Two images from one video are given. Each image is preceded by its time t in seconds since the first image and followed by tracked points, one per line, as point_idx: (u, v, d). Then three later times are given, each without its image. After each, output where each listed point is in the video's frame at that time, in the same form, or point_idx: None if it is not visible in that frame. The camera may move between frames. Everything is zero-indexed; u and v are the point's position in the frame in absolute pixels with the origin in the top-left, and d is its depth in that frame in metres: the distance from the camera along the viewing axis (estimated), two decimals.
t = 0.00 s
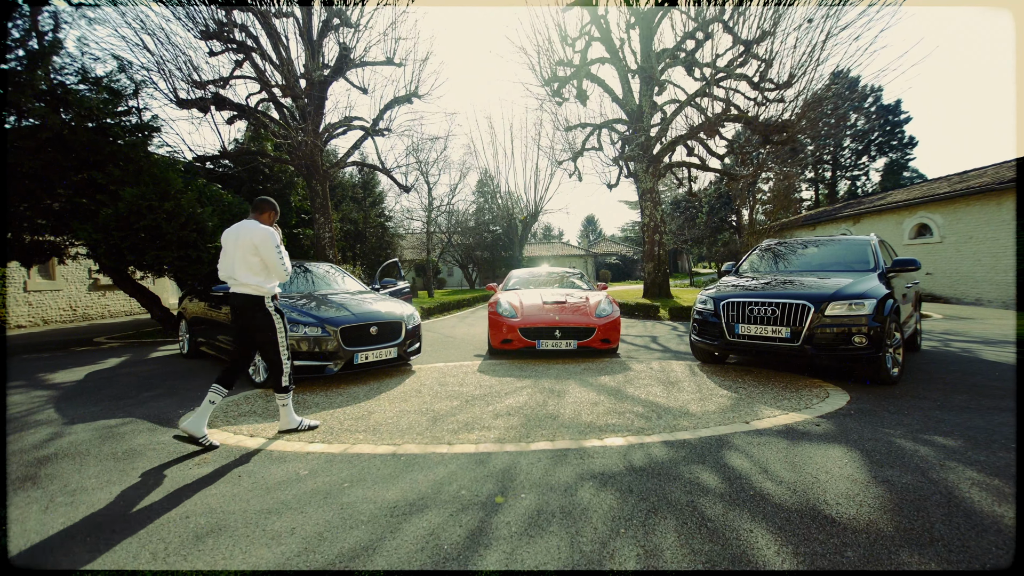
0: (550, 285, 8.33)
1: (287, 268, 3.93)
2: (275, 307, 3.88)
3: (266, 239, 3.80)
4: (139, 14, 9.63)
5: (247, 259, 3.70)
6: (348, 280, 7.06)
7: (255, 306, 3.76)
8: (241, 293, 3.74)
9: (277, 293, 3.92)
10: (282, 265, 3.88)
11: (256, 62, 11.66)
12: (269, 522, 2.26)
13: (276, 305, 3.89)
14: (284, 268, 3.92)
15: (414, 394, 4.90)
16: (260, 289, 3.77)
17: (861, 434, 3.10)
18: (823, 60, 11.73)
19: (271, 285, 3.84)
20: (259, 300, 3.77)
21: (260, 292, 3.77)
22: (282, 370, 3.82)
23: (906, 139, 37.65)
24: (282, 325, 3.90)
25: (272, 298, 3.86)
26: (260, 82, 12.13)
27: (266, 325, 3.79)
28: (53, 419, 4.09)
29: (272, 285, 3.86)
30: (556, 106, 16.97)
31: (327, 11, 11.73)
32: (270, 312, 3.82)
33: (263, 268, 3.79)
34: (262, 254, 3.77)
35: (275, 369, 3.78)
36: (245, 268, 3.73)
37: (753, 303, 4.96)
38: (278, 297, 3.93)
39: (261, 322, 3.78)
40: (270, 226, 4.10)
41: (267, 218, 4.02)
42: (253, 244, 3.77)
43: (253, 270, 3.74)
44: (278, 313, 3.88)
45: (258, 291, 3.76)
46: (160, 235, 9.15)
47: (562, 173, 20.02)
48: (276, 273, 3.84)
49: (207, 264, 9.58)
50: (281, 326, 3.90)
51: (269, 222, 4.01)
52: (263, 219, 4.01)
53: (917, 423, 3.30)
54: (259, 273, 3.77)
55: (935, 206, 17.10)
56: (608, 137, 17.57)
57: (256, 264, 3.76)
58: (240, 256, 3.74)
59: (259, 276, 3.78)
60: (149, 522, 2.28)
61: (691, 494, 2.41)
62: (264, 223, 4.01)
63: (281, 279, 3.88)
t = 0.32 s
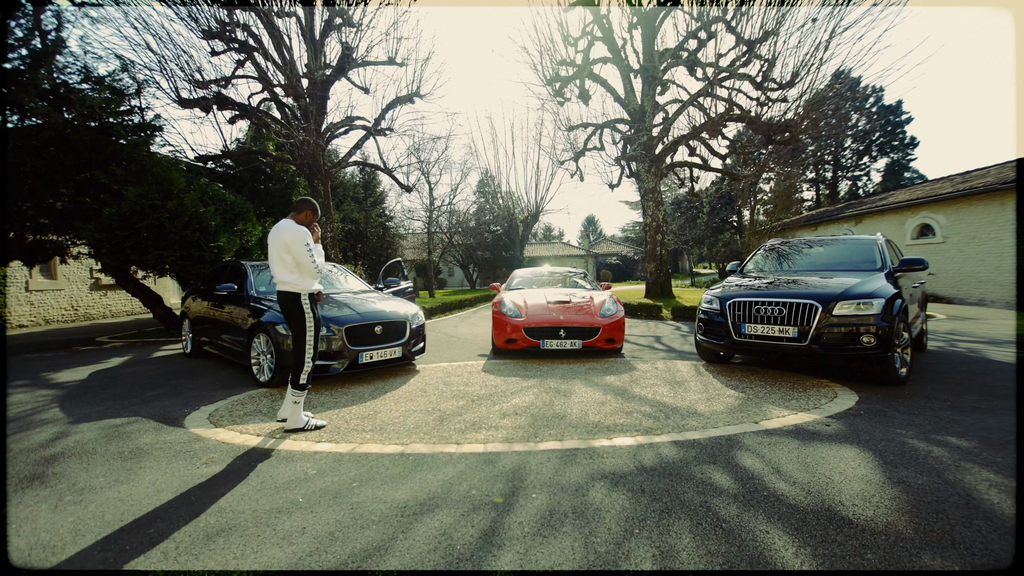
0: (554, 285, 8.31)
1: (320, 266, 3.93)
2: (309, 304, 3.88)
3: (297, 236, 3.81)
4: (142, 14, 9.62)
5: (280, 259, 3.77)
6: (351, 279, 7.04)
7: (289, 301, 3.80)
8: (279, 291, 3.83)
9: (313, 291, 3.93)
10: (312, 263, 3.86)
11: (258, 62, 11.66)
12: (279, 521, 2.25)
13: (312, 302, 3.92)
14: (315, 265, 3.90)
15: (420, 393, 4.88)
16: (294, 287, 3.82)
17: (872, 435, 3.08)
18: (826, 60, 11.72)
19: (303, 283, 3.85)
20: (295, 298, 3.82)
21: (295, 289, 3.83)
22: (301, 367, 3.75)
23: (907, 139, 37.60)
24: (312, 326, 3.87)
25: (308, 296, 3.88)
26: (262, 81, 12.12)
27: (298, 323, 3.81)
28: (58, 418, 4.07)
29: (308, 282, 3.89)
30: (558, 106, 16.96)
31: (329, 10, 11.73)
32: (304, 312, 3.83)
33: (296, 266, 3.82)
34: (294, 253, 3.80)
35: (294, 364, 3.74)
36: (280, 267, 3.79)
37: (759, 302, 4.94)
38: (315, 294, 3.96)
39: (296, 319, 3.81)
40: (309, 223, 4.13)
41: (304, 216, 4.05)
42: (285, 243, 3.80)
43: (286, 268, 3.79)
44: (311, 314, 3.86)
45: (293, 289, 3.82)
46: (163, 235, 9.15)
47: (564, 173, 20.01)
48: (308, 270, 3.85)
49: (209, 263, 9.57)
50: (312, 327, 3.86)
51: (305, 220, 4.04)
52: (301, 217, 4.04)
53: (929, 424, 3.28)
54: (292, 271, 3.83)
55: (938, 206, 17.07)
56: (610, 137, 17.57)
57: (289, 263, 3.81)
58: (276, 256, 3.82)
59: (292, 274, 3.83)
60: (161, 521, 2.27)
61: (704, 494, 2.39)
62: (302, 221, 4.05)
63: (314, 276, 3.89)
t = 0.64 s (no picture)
0: (557, 284, 8.28)
1: (338, 261, 3.90)
2: (332, 302, 3.92)
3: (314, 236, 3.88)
4: (145, 13, 9.62)
5: (303, 259, 3.90)
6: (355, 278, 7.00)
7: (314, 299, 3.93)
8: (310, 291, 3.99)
9: (337, 288, 3.95)
10: (329, 259, 3.86)
11: (260, 61, 11.64)
12: (290, 521, 2.22)
13: (335, 301, 3.95)
14: (334, 262, 3.89)
15: (424, 392, 4.85)
16: (318, 286, 3.91)
17: (886, 434, 3.04)
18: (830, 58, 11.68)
19: (324, 281, 3.89)
20: (320, 296, 3.91)
21: (319, 288, 3.91)
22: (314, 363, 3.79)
23: (909, 138, 37.53)
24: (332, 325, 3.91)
25: (332, 293, 3.93)
26: (263, 80, 12.11)
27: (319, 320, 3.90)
28: (63, 417, 4.05)
29: (329, 280, 3.90)
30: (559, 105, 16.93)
31: (331, 9, 11.71)
32: (324, 309, 3.90)
33: (317, 265, 3.90)
34: (314, 252, 3.89)
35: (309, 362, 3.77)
36: (307, 268, 3.94)
37: (767, 301, 4.91)
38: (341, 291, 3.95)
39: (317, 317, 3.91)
40: (339, 220, 4.15)
41: (330, 214, 4.10)
42: (307, 243, 3.93)
43: (310, 268, 3.89)
44: (332, 312, 3.94)
45: (317, 288, 3.90)
46: (165, 234, 9.13)
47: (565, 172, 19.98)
48: (326, 267, 3.86)
49: (212, 263, 9.55)
50: (333, 326, 3.92)
51: (331, 217, 4.08)
52: (328, 215, 4.10)
53: (942, 423, 3.25)
54: (316, 270, 3.92)
55: (941, 205, 17.03)
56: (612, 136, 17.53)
57: (312, 263, 3.91)
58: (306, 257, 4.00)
59: (316, 273, 3.92)
60: (170, 520, 2.25)
61: (718, 493, 2.36)
62: (330, 219, 4.10)
63: (333, 273, 3.88)
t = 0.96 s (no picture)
0: (561, 283, 8.22)
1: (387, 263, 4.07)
2: (376, 302, 4.08)
3: (362, 235, 3.98)
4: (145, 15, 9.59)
5: (352, 259, 4.00)
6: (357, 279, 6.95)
7: (359, 298, 4.05)
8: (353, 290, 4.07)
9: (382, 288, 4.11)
10: (381, 261, 4.02)
11: (260, 62, 11.61)
12: (299, 525, 2.18)
13: (378, 301, 4.11)
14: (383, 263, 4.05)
15: (430, 393, 4.81)
16: (364, 286, 4.03)
17: (903, 432, 2.99)
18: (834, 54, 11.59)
19: (373, 281, 4.03)
20: (364, 295, 4.04)
21: (366, 287, 4.03)
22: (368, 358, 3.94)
23: (912, 134, 37.38)
24: (382, 322, 4.06)
25: (376, 293, 4.08)
26: (264, 82, 12.09)
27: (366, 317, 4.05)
28: (67, 421, 4.02)
29: (376, 280, 4.05)
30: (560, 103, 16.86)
31: (331, 9, 11.67)
32: (371, 307, 4.05)
33: (365, 265, 4.02)
34: (364, 252, 3.99)
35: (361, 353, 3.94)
36: (354, 267, 4.02)
37: (775, 298, 4.86)
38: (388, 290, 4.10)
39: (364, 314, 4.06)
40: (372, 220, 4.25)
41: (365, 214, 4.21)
42: (356, 243, 4.01)
43: (359, 268, 4.02)
44: (379, 310, 4.07)
45: (364, 287, 4.03)
46: (167, 236, 9.11)
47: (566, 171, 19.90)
48: (377, 267, 4.00)
49: (214, 265, 9.52)
50: (381, 323, 4.07)
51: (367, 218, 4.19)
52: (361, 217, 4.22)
53: (960, 421, 3.19)
54: (364, 270, 4.02)
55: (945, 200, 16.93)
56: (613, 135, 17.47)
57: (359, 263, 4.01)
58: (348, 257, 4.07)
59: (364, 273, 4.02)
60: (177, 525, 2.21)
61: (735, 494, 2.31)
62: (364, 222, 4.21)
63: (383, 272, 4.02)
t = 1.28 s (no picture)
0: (564, 281, 8.14)
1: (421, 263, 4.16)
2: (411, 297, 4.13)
3: (399, 233, 4.06)
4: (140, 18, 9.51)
5: (388, 257, 4.00)
6: (358, 280, 6.88)
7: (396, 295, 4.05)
8: (385, 286, 4.05)
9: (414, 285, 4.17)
10: (415, 260, 4.09)
11: (256, 64, 11.54)
12: (303, 536, 2.10)
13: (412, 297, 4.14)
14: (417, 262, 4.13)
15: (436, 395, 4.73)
16: (398, 283, 4.04)
17: (923, 428, 2.91)
18: (835, 45, 11.48)
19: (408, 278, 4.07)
20: (399, 292, 4.05)
21: (400, 283, 4.05)
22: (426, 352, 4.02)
23: (913, 126, 37.26)
24: (422, 314, 4.11)
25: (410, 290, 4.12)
26: (261, 84, 12.02)
27: (404, 313, 4.05)
28: (67, 430, 3.94)
29: (410, 278, 4.10)
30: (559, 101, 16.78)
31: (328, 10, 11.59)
32: (407, 301, 4.07)
33: (400, 263, 4.04)
34: (400, 250, 4.03)
35: (421, 349, 4.00)
36: (388, 264, 4.02)
37: (784, 292, 4.77)
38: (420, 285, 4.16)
39: (400, 310, 4.05)
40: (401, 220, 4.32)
41: (395, 214, 4.30)
42: (391, 241, 4.03)
43: (394, 265, 4.03)
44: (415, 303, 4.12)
45: (398, 284, 4.04)
46: (166, 240, 9.04)
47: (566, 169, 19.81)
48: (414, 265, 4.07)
49: (214, 269, 9.46)
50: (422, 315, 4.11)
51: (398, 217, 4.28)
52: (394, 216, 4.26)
53: (981, 415, 3.11)
54: (399, 268, 4.05)
55: (948, 191, 16.83)
56: (613, 131, 17.40)
57: (393, 259, 4.03)
58: (380, 253, 4.05)
59: (398, 270, 4.05)
60: (178, 537, 2.13)
61: (755, 495, 2.23)
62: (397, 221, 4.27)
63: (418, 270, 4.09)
